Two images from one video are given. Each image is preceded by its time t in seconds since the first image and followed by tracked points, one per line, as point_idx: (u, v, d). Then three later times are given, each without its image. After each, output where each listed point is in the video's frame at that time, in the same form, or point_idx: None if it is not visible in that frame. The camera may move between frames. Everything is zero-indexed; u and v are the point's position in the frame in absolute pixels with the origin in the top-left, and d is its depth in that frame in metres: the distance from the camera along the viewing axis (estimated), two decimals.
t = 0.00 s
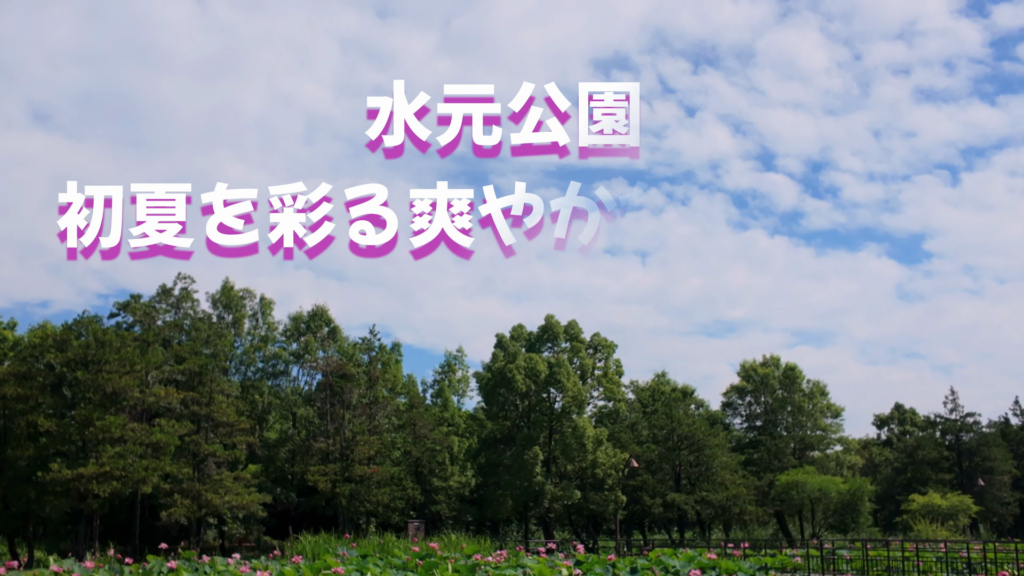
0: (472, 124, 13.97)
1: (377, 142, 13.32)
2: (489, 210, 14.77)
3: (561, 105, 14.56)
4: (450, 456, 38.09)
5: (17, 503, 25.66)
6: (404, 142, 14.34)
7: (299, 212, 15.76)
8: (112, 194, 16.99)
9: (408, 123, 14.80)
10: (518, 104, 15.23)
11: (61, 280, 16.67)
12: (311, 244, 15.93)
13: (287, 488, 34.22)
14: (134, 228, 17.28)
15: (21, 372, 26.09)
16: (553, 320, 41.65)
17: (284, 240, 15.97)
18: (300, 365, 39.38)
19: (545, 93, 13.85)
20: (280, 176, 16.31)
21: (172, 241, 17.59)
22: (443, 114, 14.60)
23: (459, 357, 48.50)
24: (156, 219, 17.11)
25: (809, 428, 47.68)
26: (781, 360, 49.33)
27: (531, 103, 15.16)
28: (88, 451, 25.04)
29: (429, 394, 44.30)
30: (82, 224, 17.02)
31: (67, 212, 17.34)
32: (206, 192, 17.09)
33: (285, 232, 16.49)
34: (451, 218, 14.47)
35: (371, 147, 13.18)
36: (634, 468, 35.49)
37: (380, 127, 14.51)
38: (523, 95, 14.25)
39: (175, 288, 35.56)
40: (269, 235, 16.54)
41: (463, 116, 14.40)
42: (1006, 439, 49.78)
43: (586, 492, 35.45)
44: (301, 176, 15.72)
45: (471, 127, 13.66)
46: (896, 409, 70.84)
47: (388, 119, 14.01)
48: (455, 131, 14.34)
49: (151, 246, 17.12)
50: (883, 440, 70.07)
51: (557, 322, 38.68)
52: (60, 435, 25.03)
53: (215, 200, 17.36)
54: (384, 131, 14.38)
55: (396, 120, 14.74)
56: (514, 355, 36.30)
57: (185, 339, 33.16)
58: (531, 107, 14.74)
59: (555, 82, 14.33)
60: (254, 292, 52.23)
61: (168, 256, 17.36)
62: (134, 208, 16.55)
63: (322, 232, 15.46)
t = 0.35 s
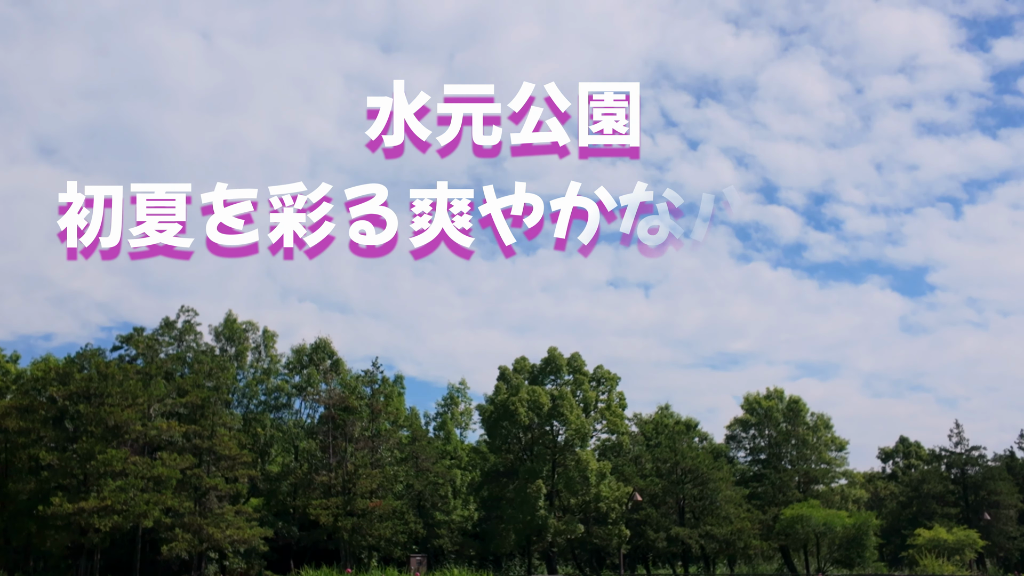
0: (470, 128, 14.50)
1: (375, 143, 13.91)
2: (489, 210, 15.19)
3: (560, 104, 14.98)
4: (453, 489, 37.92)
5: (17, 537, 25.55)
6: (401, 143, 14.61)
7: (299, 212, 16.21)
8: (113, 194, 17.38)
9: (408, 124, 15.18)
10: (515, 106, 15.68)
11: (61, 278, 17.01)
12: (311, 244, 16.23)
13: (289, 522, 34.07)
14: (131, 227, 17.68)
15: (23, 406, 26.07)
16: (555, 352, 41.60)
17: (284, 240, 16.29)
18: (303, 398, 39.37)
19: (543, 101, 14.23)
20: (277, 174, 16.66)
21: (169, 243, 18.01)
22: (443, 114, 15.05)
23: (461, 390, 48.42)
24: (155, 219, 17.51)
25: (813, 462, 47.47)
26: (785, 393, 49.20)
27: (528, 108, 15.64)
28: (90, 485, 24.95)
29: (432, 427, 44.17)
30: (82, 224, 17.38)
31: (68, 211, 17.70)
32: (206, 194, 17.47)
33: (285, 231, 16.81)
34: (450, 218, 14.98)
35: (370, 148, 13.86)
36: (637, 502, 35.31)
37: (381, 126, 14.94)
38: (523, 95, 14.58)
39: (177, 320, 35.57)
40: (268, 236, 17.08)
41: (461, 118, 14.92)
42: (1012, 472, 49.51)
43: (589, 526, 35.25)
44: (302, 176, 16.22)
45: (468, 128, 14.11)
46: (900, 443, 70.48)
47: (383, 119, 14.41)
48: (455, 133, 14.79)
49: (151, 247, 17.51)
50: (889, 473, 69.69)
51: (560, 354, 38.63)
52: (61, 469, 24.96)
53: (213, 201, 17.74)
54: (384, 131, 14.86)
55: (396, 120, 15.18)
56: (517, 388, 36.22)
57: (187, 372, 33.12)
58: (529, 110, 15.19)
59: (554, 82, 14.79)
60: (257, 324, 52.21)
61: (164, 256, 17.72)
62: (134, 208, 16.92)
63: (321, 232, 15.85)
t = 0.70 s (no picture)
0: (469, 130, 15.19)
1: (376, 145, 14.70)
2: (489, 210, 15.72)
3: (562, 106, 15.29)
4: (455, 523, 37.69)
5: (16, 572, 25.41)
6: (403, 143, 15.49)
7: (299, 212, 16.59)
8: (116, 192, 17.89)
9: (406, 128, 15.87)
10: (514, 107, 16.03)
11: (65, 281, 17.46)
12: (311, 243, 16.43)
13: (289, 556, 33.87)
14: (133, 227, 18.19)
15: (24, 439, 26.04)
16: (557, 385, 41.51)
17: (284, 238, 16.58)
18: (304, 431, 39.08)
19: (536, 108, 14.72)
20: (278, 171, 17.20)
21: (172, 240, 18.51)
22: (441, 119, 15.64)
23: (463, 423, 48.26)
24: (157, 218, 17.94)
25: (817, 495, 47.20)
26: (788, 426, 49.02)
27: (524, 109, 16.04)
28: (90, 519, 24.86)
29: (434, 460, 43.96)
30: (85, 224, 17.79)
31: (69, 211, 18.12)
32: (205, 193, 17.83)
33: (285, 232, 17.09)
34: (449, 218, 15.70)
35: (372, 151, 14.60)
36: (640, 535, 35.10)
37: (381, 127, 15.27)
38: (524, 95, 14.87)
39: (179, 353, 35.57)
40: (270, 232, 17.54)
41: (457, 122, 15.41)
42: (1017, 506, 49.21)
43: (592, 560, 35.01)
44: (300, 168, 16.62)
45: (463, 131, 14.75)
46: (905, 476, 70.11)
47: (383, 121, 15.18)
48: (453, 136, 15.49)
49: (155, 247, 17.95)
50: (893, 506, 69.28)
51: (562, 387, 38.58)
52: (62, 502, 24.90)
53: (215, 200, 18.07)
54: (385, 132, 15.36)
55: (396, 121, 15.59)
56: (519, 420, 36.11)
57: (188, 405, 33.04)
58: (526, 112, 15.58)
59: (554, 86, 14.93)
60: (258, 357, 52.22)
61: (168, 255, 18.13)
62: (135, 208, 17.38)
63: (321, 231, 16.15)
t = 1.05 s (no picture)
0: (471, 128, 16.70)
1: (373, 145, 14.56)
2: (488, 210, 21.10)
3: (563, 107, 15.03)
4: (456, 559, 37.44)
5: None
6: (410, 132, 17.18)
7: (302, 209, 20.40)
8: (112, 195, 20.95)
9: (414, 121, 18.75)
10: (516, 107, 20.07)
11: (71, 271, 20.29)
12: (314, 241, 21.39)
13: None
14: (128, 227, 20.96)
15: (25, 474, 25.96)
16: (560, 420, 41.42)
17: (287, 239, 21.20)
18: (305, 465, 39.08)
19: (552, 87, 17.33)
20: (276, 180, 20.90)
21: (161, 240, 21.67)
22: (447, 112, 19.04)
23: (465, 457, 48.10)
24: (155, 221, 21.23)
25: (821, 530, 46.89)
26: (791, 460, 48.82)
27: (524, 104, 20.03)
28: (89, 555, 24.72)
29: (435, 495, 43.77)
30: (86, 222, 20.59)
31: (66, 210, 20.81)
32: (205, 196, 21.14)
33: (284, 233, 21.41)
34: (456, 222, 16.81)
35: (369, 150, 14.34)
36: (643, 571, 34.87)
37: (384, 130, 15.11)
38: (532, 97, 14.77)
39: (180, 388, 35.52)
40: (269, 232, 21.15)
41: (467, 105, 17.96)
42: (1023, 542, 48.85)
43: None
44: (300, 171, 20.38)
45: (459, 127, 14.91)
46: (909, 510, 69.78)
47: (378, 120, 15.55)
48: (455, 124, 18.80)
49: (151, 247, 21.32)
50: (897, 542, 68.85)
51: (564, 421, 38.47)
52: (61, 538, 24.80)
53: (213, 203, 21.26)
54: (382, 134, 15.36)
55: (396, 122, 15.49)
56: (521, 455, 35.97)
57: (190, 440, 32.95)
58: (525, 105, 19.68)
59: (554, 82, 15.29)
60: (259, 390, 52.26)
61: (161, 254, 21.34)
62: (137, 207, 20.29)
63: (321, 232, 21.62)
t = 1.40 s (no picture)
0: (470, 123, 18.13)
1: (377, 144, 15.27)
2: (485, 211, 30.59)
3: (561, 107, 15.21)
4: None
5: None
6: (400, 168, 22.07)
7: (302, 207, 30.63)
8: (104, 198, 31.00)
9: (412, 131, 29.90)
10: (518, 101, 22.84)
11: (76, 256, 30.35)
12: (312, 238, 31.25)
13: None
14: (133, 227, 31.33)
15: (24, 509, 25.89)
16: (562, 453, 41.30)
17: (285, 237, 31.09)
18: (305, 499, 38.91)
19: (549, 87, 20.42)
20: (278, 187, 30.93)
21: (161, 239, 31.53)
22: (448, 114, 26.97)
23: (467, 491, 47.91)
24: (155, 222, 31.10)
25: (826, 566, 46.57)
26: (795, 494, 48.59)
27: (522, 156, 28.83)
28: None
29: (437, 530, 43.57)
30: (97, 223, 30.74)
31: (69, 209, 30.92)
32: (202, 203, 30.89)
33: (284, 231, 31.30)
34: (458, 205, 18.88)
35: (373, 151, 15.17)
36: None
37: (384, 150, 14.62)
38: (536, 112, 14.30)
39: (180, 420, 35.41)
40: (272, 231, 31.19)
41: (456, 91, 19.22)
42: None
43: None
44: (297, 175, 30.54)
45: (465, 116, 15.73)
46: (913, 545, 69.29)
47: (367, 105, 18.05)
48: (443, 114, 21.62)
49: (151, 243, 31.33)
50: None
51: (566, 455, 38.34)
52: (60, 573, 24.69)
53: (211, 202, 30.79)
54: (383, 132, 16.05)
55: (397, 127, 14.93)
56: (523, 489, 35.83)
57: (190, 473, 32.85)
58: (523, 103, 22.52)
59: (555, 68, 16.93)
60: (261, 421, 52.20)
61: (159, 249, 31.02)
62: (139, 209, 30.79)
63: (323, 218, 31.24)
